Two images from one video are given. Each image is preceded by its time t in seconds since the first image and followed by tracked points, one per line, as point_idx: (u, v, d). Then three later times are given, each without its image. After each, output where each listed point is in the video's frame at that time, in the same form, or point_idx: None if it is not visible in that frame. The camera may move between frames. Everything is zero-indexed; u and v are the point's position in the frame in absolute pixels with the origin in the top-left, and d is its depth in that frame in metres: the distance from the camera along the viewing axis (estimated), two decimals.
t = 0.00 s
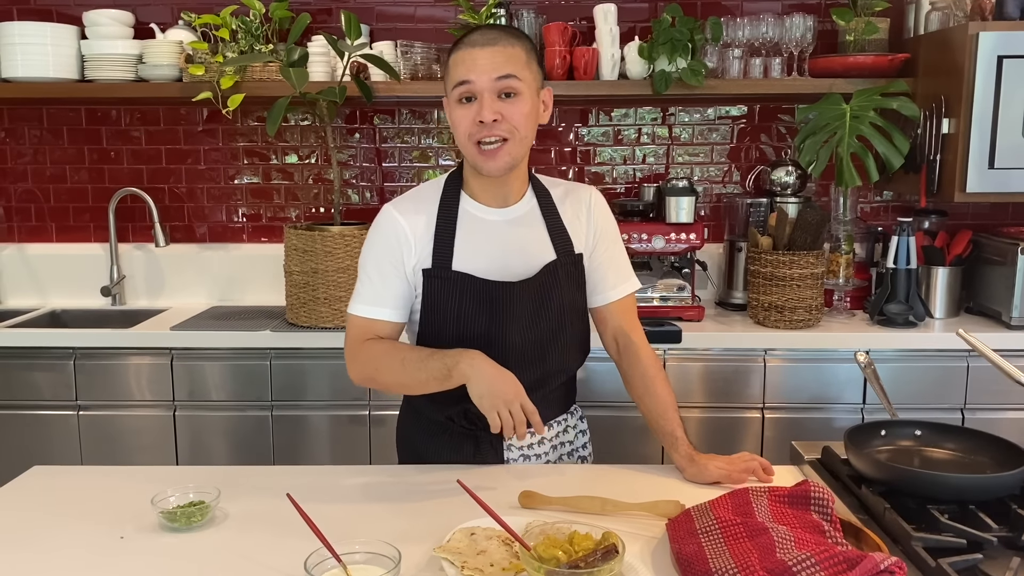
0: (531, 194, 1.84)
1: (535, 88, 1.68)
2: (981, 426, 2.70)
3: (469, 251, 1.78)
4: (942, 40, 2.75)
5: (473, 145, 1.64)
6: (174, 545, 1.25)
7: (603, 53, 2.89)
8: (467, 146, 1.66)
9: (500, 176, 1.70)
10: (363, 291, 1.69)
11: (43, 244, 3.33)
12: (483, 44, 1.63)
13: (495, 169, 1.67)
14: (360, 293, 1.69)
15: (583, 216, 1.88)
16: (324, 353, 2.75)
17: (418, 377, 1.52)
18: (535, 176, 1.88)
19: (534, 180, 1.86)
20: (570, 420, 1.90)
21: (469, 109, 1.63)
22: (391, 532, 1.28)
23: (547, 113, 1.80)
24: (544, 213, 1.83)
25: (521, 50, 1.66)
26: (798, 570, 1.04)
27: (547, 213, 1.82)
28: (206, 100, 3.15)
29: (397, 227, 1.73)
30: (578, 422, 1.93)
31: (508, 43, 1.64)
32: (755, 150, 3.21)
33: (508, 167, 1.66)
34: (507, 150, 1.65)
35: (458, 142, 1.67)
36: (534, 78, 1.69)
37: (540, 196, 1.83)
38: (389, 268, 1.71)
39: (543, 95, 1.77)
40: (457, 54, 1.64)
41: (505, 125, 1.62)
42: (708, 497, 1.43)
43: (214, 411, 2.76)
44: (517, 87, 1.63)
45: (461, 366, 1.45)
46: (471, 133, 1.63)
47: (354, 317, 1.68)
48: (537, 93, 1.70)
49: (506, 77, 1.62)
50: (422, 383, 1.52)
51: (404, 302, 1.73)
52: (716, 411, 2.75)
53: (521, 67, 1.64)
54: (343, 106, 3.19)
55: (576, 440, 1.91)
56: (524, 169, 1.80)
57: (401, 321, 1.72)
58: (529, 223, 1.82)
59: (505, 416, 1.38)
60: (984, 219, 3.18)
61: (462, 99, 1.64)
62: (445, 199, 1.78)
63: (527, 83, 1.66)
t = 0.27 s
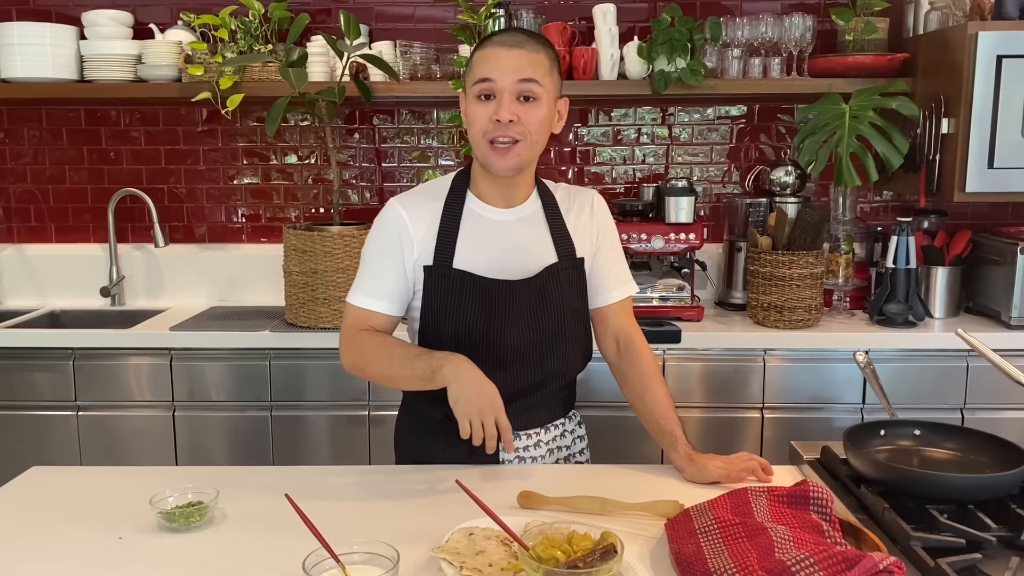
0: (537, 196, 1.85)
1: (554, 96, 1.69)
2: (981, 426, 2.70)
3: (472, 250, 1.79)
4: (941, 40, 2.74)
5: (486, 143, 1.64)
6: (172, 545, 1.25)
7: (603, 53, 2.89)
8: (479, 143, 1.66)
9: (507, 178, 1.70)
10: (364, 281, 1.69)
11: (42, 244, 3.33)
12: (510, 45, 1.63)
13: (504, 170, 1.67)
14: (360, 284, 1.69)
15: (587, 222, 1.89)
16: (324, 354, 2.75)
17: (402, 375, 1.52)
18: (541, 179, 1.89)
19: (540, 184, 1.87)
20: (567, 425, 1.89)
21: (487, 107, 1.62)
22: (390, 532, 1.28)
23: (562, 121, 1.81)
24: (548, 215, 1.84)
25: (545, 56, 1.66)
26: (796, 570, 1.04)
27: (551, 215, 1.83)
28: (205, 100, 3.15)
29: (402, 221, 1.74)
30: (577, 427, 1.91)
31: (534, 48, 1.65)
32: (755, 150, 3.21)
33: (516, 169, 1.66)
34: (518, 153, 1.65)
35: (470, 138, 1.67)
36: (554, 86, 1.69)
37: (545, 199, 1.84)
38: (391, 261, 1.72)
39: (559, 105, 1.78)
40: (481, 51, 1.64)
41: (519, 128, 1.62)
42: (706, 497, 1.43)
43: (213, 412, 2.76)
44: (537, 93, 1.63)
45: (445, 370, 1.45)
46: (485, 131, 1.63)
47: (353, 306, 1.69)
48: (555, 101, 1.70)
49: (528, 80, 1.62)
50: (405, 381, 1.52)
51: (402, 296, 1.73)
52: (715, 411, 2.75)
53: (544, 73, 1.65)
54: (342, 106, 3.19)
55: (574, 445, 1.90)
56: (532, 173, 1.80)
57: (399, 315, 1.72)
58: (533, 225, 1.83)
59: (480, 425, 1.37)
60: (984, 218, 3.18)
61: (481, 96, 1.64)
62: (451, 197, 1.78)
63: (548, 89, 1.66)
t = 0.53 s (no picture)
0: (543, 199, 1.86)
1: (564, 101, 1.70)
2: (980, 426, 2.70)
3: (480, 251, 1.79)
4: (940, 40, 2.74)
5: (496, 144, 1.65)
6: (171, 546, 1.25)
7: (601, 54, 2.89)
8: (488, 143, 1.66)
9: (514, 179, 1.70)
10: (370, 280, 1.68)
11: (41, 245, 3.33)
12: (524, 48, 1.64)
13: (511, 171, 1.67)
14: (367, 283, 1.69)
15: (590, 224, 1.90)
16: (323, 354, 2.75)
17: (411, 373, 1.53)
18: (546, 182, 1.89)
19: (545, 186, 1.87)
20: (568, 425, 1.89)
21: (499, 108, 1.63)
22: (388, 533, 1.28)
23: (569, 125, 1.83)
24: (554, 218, 1.84)
25: (558, 62, 1.68)
26: (794, 570, 1.04)
27: (557, 218, 1.84)
28: (205, 101, 3.15)
29: (409, 221, 1.74)
30: (577, 426, 1.92)
31: (547, 52, 1.66)
32: (754, 150, 3.21)
33: (523, 171, 1.67)
34: (526, 155, 1.65)
35: (480, 138, 1.67)
36: (565, 92, 1.70)
37: (550, 202, 1.85)
38: (398, 260, 1.71)
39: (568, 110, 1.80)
40: (496, 52, 1.65)
41: (529, 130, 1.63)
42: (705, 497, 1.43)
43: (212, 413, 2.76)
44: (549, 96, 1.64)
45: (455, 367, 1.45)
46: (496, 131, 1.64)
47: (359, 305, 1.68)
48: (565, 107, 1.71)
49: (540, 83, 1.63)
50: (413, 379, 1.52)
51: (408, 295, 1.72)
52: (714, 411, 2.75)
53: (556, 77, 1.66)
54: (341, 107, 3.19)
55: (575, 445, 1.90)
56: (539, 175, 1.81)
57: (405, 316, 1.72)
58: (539, 227, 1.83)
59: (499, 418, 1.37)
60: (983, 219, 3.18)
61: (492, 96, 1.64)
62: (459, 198, 1.78)
63: (559, 94, 1.67)
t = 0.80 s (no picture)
0: (544, 198, 1.86)
1: (564, 101, 1.69)
2: (979, 426, 2.70)
3: (481, 250, 1.79)
4: (938, 40, 2.75)
5: (496, 142, 1.64)
6: (169, 547, 1.25)
7: (600, 54, 2.89)
8: (487, 141, 1.66)
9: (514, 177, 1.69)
10: (375, 279, 1.69)
11: (40, 246, 3.33)
12: (524, 48, 1.65)
13: (510, 168, 1.66)
14: (372, 281, 1.69)
15: (592, 224, 1.90)
16: (322, 355, 2.75)
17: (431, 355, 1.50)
18: (547, 181, 1.90)
19: (546, 186, 1.88)
20: (571, 425, 1.90)
21: (498, 106, 1.63)
22: (386, 534, 1.28)
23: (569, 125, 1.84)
24: (555, 217, 1.84)
25: (558, 62, 1.68)
26: (792, 570, 1.04)
27: (559, 217, 1.84)
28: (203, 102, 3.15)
29: (412, 220, 1.74)
30: (580, 426, 1.92)
31: (547, 52, 1.67)
32: (753, 151, 3.21)
33: (522, 168, 1.66)
34: (524, 152, 1.64)
35: (480, 137, 1.67)
36: (565, 93, 1.70)
37: (551, 201, 1.85)
38: (401, 258, 1.71)
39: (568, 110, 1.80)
40: (496, 52, 1.66)
41: (529, 128, 1.63)
42: (704, 497, 1.43)
43: (211, 413, 2.76)
44: (549, 95, 1.64)
45: (475, 343, 1.42)
46: (496, 129, 1.63)
47: (365, 304, 1.68)
48: (565, 107, 1.71)
49: (540, 82, 1.63)
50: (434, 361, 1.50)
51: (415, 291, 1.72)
52: (714, 411, 2.75)
53: (556, 76, 1.66)
54: (340, 107, 3.19)
55: (578, 445, 1.91)
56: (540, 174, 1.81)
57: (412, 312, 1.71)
58: (541, 226, 1.83)
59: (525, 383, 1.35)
60: (982, 218, 3.18)
61: (492, 95, 1.64)
62: (462, 196, 1.79)
63: (559, 93, 1.67)
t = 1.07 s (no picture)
0: (543, 196, 1.86)
1: (560, 97, 1.69)
2: (978, 426, 2.70)
3: (481, 247, 1.78)
4: (936, 40, 2.75)
5: (493, 136, 1.63)
6: (165, 548, 1.25)
7: (598, 54, 2.89)
8: (484, 136, 1.65)
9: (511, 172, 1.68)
10: (376, 275, 1.69)
11: (38, 247, 3.32)
12: (520, 43, 1.65)
13: (506, 162, 1.65)
14: (372, 278, 1.69)
15: (592, 222, 1.89)
16: (320, 355, 2.74)
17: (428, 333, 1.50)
18: (547, 180, 1.90)
19: (545, 184, 1.87)
20: (572, 424, 1.90)
21: (494, 100, 1.63)
22: (383, 535, 1.28)
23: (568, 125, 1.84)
24: (555, 215, 1.84)
25: (553, 58, 1.69)
26: (790, 571, 1.04)
27: (558, 215, 1.83)
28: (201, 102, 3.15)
29: (412, 217, 1.74)
30: (580, 425, 1.93)
31: (543, 48, 1.67)
32: (751, 150, 3.21)
33: (519, 161, 1.65)
34: (521, 145, 1.63)
35: (476, 132, 1.66)
36: (560, 88, 1.70)
37: (551, 199, 1.84)
38: (402, 254, 1.71)
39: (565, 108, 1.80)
40: (491, 49, 1.67)
41: (524, 121, 1.62)
42: (702, 497, 1.42)
43: (209, 414, 2.76)
44: (544, 88, 1.64)
45: (466, 306, 1.43)
46: (491, 123, 1.63)
47: (366, 299, 1.67)
48: (562, 104, 1.71)
49: (535, 75, 1.64)
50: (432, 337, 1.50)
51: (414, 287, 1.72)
52: (713, 411, 2.75)
53: (551, 71, 1.66)
54: (338, 108, 3.19)
55: (578, 444, 1.91)
56: (539, 172, 1.80)
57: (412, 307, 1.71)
58: (540, 224, 1.83)
59: (538, 294, 1.35)
60: (980, 218, 3.18)
61: (488, 90, 1.64)
62: (461, 194, 1.79)
63: (555, 88, 1.67)
